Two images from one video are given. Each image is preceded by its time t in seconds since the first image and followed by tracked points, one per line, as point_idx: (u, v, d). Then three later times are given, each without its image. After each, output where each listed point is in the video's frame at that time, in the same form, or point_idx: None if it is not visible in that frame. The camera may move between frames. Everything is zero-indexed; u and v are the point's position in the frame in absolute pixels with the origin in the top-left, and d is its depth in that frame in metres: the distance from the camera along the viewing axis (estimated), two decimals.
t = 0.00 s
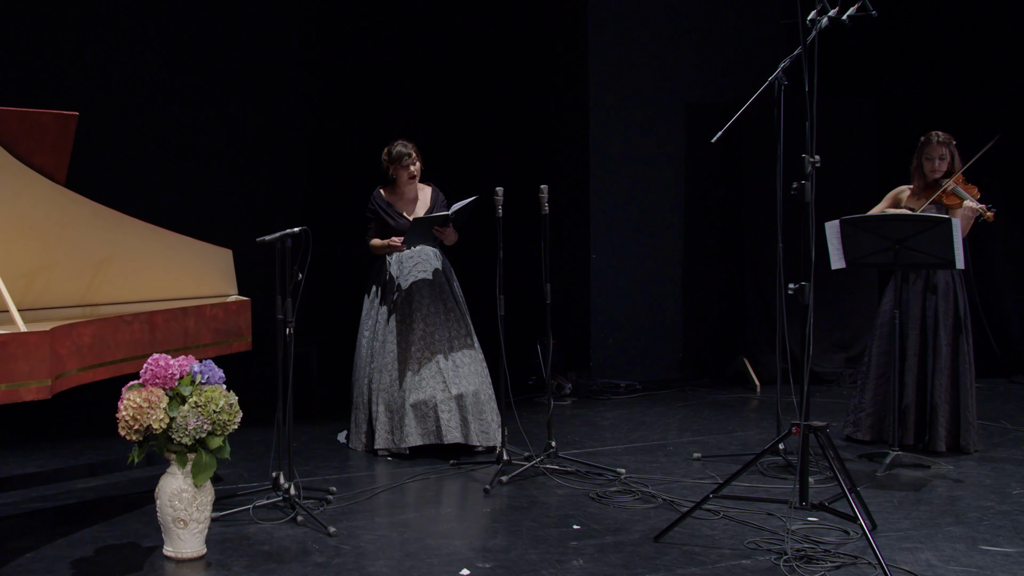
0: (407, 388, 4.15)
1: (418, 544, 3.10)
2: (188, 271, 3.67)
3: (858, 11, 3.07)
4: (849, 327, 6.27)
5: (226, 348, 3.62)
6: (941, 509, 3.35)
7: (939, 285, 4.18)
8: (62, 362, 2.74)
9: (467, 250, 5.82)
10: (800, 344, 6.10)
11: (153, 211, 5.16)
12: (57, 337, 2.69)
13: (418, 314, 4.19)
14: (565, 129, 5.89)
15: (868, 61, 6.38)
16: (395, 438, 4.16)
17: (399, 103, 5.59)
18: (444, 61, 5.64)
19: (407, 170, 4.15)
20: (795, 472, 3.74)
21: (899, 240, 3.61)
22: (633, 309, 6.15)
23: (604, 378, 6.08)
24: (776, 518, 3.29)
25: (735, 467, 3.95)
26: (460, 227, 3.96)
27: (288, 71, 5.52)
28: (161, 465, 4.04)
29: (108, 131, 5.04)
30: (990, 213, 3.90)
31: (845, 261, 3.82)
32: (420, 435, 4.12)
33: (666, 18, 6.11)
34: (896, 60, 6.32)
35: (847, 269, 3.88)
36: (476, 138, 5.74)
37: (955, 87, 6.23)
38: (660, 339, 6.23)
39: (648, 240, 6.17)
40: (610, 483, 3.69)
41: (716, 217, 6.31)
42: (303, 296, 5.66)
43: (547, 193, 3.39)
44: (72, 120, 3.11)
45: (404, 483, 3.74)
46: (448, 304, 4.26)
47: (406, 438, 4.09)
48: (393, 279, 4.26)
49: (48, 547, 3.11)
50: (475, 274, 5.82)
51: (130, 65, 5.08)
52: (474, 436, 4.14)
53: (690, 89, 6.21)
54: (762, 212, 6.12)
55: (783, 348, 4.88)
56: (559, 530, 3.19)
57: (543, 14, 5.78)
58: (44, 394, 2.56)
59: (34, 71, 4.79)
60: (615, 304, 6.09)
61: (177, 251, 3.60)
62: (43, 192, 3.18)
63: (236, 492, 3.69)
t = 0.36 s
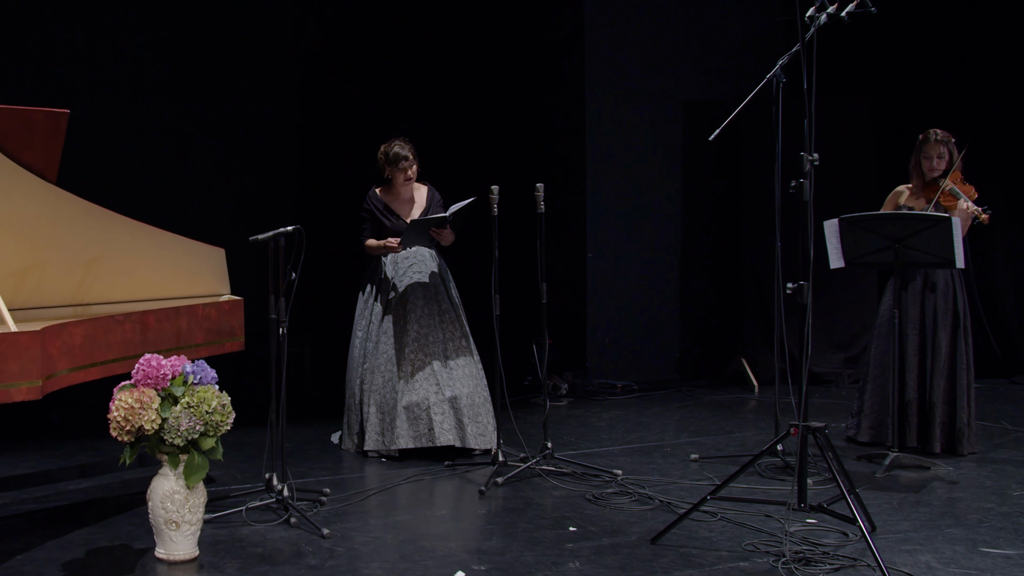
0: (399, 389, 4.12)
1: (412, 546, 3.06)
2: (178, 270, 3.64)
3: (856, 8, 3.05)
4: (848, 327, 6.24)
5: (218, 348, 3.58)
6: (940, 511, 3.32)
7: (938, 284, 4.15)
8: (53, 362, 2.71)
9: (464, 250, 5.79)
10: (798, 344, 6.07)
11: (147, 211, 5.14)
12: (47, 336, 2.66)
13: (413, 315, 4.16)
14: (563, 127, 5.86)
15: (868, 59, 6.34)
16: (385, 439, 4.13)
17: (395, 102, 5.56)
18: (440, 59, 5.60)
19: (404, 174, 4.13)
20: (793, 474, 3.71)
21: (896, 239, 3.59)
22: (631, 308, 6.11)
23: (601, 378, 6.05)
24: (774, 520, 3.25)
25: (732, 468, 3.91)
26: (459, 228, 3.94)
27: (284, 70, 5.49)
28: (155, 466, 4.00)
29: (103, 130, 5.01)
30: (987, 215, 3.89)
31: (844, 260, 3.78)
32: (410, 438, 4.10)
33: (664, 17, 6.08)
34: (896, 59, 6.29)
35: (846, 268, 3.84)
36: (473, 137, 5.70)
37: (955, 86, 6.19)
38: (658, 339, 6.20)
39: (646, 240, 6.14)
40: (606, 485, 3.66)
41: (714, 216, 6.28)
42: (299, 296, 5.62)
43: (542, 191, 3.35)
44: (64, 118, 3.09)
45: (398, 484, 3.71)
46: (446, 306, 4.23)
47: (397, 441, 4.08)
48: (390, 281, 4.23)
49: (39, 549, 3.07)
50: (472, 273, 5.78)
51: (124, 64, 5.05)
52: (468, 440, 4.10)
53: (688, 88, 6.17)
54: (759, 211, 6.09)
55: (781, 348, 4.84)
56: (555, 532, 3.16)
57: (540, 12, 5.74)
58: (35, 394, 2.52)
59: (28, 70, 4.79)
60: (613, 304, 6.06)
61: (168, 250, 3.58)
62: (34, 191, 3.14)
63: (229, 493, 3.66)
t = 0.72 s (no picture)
0: (400, 390, 4.09)
1: (407, 548, 3.03)
2: (171, 270, 3.60)
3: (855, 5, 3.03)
4: (847, 328, 6.21)
5: (210, 348, 3.54)
6: (940, 513, 3.29)
7: (938, 284, 4.11)
8: (44, 361, 2.67)
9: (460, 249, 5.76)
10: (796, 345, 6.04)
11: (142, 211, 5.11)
12: (38, 336, 2.62)
13: (418, 317, 4.13)
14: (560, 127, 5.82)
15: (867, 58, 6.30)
16: (382, 440, 4.10)
17: (391, 101, 5.53)
18: (437, 58, 5.57)
19: (413, 174, 4.09)
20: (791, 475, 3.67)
21: (897, 238, 3.56)
22: (629, 308, 6.08)
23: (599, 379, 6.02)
24: (773, 522, 3.22)
25: (730, 470, 3.88)
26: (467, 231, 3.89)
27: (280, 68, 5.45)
28: (148, 467, 3.96)
29: (97, 129, 4.99)
30: (988, 218, 3.86)
31: (843, 259, 3.75)
32: (409, 439, 4.08)
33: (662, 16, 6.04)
34: (895, 57, 6.25)
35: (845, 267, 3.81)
36: (470, 136, 5.67)
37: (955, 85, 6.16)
38: (656, 339, 6.16)
39: (643, 240, 6.11)
40: (603, 486, 3.62)
41: (712, 216, 6.25)
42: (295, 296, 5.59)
43: (539, 190, 3.32)
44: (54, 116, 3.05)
45: (392, 486, 3.67)
46: (450, 308, 4.21)
47: (395, 442, 4.05)
48: (397, 281, 4.20)
49: (29, 551, 3.04)
50: (468, 273, 5.75)
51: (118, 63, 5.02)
52: (467, 443, 4.08)
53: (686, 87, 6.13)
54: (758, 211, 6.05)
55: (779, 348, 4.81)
56: (551, 533, 3.13)
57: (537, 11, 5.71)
58: (26, 395, 2.49)
59: (22, 69, 4.77)
60: (610, 304, 6.02)
61: (161, 249, 3.55)
62: (24, 190, 3.11)
63: (222, 495, 3.62)
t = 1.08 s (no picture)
0: (402, 391, 4.07)
1: (401, 550, 3.00)
2: (163, 272, 3.59)
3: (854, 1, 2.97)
4: (846, 327, 6.18)
5: (203, 348, 3.52)
6: (940, 515, 3.25)
7: (936, 283, 4.08)
8: (35, 362, 2.64)
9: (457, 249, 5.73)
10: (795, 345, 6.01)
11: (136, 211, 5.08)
12: (29, 336, 2.60)
13: (423, 318, 4.12)
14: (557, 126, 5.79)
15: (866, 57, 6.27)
16: (384, 440, 4.08)
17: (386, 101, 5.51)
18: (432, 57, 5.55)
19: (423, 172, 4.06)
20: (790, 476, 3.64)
21: (898, 237, 3.52)
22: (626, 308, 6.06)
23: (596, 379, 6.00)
24: (771, 524, 3.19)
25: (728, 471, 3.85)
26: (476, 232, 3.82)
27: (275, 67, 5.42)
28: (141, 469, 3.93)
29: (91, 128, 4.96)
30: (980, 214, 3.79)
31: (841, 258, 3.72)
32: (412, 439, 4.08)
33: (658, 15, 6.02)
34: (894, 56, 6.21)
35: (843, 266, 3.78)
36: (466, 135, 5.63)
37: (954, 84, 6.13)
38: (654, 339, 6.14)
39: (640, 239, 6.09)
40: (599, 488, 3.59)
41: (711, 216, 6.22)
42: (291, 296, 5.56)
43: (534, 188, 3.29)
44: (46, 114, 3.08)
45: (386, 488, 3.64)
46: (456, 310, 4.17)
47: (397, 442, 4.05)
48: (404, 282, 4.18)
49: (19, 554, 3.00)
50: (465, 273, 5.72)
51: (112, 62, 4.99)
52: (468, 446, 4.05)
53: (683, 87, 6.11)
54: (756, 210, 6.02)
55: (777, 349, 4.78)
56: (547, 535, 3.09)
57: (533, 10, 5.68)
58: (16, 396, 2.47)
59: (16, 68, 4.74)
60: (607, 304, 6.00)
61: (153, 248, 3.54)
62: (15, 190, 3.11)
63: (214, 496, 3.59)
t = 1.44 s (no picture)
0: (399, 390, 4.05)
1: (395, 552, 2.96)
2: (155, 270, 3.54)
3: None
4: (845, 327, 6.14)
5: (195, 348, 3.48)
6: (940, 516, 3.22)
7: (929, 284, 4.04)
8: (25, 362, 2.60)
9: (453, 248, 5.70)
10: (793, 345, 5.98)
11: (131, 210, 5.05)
12: (20, 336, 2.56)
13: (421, 318, 4.09)
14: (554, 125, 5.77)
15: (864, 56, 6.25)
16: (381, 439, 4.08)
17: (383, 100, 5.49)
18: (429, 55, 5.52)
19: (429, 171, 4.02)
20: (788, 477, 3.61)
21: (898, 236, 3.49)
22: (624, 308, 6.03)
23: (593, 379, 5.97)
24: (769, 526, 3.16)
25: (726, 472, 3.82)
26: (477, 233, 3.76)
27: (271, 66, 5.40)
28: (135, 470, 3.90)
29: (86, 127, 4.94)
30: (967, 208, 3.77)
31: (840, 257, 3.69)
32: (408, 439, 4.05)
33: (656, 14, 5.99)
34: (892, 55, 6.19)
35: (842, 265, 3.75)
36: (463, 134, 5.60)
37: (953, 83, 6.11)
38: (651, 339, 6.11)
39: (638, 239, 6.06)
40: (596, 489, 3.56)
41: (709, 215, 6.18)
42: (287, 295, 5.52)
43: (530, 186, 3.26)
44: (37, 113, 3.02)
45: (381, 489, 3.61)
46: (455, 310, 4.14)
47: (393, 441, 4.02)
48: (404, 281, 4.16)
49: (8, 556, 2.97)
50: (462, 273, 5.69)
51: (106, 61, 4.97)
52: (465, 448, 4.00)
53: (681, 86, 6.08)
54: (754, 209, 5.99)
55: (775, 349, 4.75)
56: (543, 537, 3.06)
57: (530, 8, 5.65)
58: (7, 396, 2.43)
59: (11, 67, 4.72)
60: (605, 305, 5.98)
61: (147, 248, 3.50)
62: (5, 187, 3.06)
63: (206, 498, 3.56)
